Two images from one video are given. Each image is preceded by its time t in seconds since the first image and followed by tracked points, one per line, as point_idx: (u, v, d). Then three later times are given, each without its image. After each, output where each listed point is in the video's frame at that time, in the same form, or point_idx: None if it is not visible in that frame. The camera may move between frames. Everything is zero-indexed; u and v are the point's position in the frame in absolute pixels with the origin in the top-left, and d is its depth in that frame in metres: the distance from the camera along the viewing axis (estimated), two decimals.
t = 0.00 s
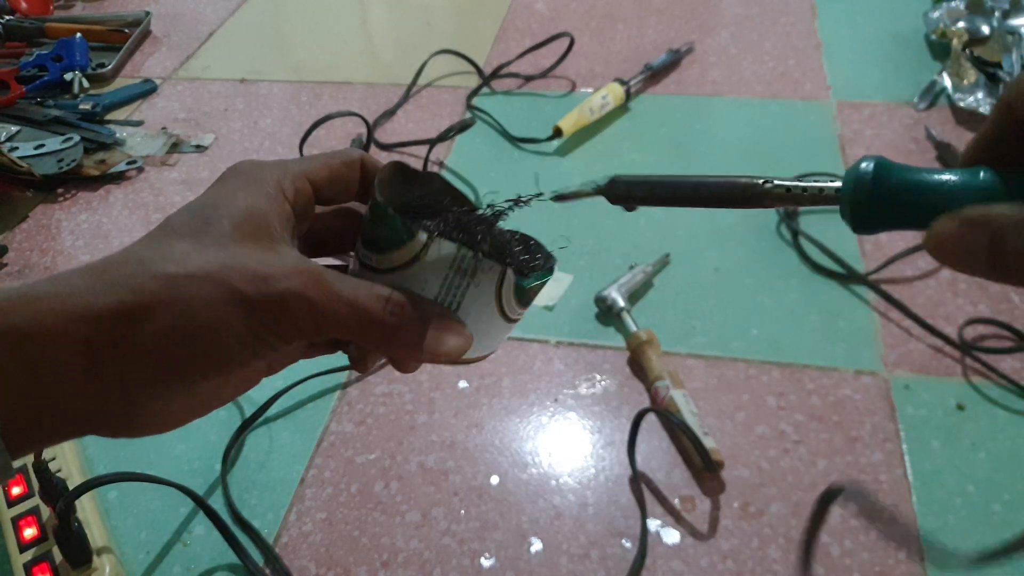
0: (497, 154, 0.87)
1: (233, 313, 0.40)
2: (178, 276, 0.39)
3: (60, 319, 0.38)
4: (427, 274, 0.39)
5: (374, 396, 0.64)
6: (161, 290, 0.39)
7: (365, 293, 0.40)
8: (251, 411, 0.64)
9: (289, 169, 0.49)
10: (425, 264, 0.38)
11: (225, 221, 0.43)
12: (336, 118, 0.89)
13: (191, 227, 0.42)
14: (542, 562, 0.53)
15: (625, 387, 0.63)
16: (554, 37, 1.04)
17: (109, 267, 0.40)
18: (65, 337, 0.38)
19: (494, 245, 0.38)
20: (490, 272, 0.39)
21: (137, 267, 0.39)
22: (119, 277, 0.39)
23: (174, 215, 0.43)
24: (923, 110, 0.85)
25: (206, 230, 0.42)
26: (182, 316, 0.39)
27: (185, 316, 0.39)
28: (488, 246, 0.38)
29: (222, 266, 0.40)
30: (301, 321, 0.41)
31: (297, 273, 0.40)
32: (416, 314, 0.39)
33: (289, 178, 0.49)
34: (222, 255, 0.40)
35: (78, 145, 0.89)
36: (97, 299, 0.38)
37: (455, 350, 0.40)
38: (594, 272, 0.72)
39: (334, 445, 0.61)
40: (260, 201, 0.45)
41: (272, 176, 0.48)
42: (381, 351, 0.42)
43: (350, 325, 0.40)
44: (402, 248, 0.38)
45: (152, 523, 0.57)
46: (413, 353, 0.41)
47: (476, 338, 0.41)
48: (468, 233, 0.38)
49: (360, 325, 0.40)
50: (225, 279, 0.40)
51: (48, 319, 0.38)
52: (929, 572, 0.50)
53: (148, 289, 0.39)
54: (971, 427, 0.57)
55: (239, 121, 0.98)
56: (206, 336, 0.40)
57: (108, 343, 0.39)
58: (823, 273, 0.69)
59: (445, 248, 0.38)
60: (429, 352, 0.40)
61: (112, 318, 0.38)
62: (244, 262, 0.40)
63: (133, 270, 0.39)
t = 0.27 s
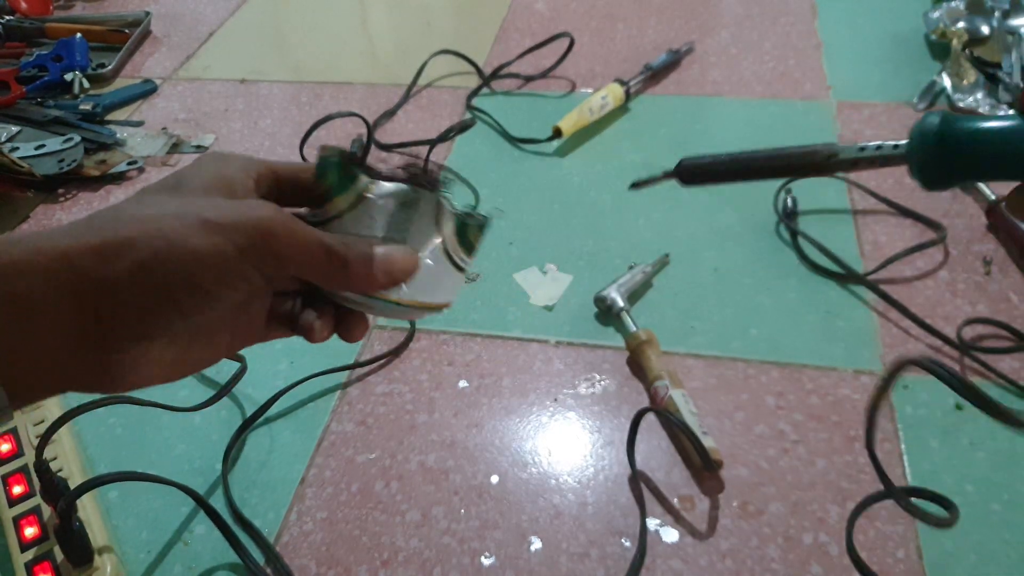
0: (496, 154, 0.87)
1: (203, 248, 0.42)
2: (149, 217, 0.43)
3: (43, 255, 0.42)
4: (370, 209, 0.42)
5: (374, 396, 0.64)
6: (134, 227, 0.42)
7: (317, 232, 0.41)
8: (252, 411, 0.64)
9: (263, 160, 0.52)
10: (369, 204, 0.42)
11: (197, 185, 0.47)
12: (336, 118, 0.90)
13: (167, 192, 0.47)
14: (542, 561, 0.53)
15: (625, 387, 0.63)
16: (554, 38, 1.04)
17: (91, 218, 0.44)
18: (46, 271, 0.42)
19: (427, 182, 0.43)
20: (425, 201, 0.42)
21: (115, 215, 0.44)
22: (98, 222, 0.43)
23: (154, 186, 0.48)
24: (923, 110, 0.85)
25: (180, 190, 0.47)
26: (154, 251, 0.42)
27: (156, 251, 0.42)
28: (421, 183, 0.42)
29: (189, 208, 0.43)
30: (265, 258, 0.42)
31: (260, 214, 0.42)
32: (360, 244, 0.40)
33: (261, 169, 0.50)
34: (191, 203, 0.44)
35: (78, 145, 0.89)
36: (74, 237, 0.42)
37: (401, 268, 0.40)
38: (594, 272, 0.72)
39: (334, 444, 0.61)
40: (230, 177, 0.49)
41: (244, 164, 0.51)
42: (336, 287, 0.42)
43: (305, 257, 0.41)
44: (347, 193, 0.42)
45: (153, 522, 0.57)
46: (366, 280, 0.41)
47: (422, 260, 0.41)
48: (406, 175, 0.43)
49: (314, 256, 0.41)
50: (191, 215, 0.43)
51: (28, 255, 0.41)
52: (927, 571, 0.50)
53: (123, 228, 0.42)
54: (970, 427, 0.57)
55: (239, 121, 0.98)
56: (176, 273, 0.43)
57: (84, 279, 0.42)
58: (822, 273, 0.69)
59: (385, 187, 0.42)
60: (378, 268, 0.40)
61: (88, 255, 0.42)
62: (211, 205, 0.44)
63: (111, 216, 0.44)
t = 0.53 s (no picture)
0: (496, 155, 0.87)
1: (210, 296, 0.39)
2: (160, 253, 0.39)
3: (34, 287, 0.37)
4: (382, 268, 0.42)
5: (375, 395, 0.65)
6: (137, 264, 0.38)
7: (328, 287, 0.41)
8: (253, 410, 0.64)
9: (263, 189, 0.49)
10: (382, 261, 0.42)
11: (203, 219, 0.44)
12: (337, 119, 0.90)
13: (169, 222, 0.43)
14: (542, 560, 0.53)
15: (624, 386, 0.63)
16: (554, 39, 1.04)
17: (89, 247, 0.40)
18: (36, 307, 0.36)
19: (441, 252, 0.44)
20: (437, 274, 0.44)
21: (117, 245, 0.40)
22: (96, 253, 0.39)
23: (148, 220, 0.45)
24: (920, 110, 0.86)
25: (183, 223, 0.43)
26: (158, 296, 0.38)
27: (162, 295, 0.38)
28: (436, 253, 0.43)
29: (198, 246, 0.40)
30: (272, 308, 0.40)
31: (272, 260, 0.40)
32: (370, 300, 0.42)
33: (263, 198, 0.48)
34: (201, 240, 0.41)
35: (81, 146, 0.90)
36: (75, 273, 0.37)
37: (403, 331, 0.43)
38: (593, 272, 0.72)
39: (335, 443, 0.61)
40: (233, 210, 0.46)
41: (244, 193, 0.48)
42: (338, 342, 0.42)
43: (312, 312, 0.41)
44: (363, 244, 0.43)
45: (154, 521, 0.57)
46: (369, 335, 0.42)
47: (423, 328, 0.45)
48: (425, 240, 0.43)
49: (321, 314, 0.41)
50: (202, 258, 0.39)
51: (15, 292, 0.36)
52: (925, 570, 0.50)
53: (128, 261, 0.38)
54: (968, 426, 0.57)
55: (241, 122, 0.99)
56: (185, 317, 0.39)
57: (78, 320, 0.37)
58: (821, 273, 0.70)
59: (402, 245, 0.43)
60: (382, 333, 0.42)
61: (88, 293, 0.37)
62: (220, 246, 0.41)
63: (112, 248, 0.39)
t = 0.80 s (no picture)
0: (496, 154, 0.87)
1: (236, 307, 0.39)
2: (189, 262, 0.39)
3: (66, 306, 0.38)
4: (416, 287, 0.43)
5: (374, 395, 0.64)
6: (168, 275, 0.39)
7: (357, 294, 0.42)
8: (252, 410, 0.64)
9: (289, 177, 0.49)
10: (421, 279, 0.42)
11: (227, 221, 0.44)
12: (337, 118, 0.90)
13: (193, 227, 0.43)
14: (542, 561, 0.53)
15: (625, 386, 0.63)
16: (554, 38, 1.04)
17: (115, 258, 0.40)
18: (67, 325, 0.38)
19: (481, 277, 0.42)
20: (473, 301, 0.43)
21: (142, 258, 0.40)
22: (122, 266, 0.39)
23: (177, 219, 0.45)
24: (921, 111, 0.86)
25: (209, 224, 0.43)
26: (188, 308, 0.39)
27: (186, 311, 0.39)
28: (475, 280, 0.42)
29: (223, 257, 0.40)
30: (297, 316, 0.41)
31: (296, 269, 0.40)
32: (399, 317, 0.43)
33: (287, 187, 0.48)
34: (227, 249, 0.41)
35: (79, 146, 0.90)
36: (110, 282, 0.39)
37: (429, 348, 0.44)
38: (594, 272, 0.72)
39: (334, 444, 0.61)
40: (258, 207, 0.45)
41: (270, 186, 0.47)
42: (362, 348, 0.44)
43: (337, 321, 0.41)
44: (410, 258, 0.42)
45: (153, 522, 0.57)
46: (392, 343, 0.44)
47: (445, 344, 0.45)
48: (467, 260, 0.41)
49: (347, 325, 0.42)
50: (228, 271, 0.39)
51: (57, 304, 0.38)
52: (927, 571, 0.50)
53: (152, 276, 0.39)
54: (969, 427, 0.57)
55: (240, 121, 0.98)
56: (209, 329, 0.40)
57: (112, 329, 0.38)
58: (822, 273, 0.70)
59: (440, 267, 0.42)
60: (404, 350, 0.44)
61: (115, 311, 0.38)
62: (245, 254, 0.41)
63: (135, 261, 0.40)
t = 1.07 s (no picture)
0: (496, 153, 0.87)
1: (234, 299, 0.39)
2: (192, 252, 0.40)
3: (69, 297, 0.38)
4: (423, 287, 0.40)
5: (374, 396, 0.64)
6: (170, 264, 0.39)
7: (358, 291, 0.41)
8: (251, 410, 0.64)
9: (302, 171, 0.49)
10: (425, 279, 0.40)
11: (232, 210, 0.44)
12: (337, 118, 0.89)
13: (199, 217, 0.43)
14: (542, 562, 0.53)
15: (625, 387, 0.63)
16: (554, 37, 1.04)
17: (118, 250, 0.41)
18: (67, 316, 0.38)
19: (487, 283, 0.41)
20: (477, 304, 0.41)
21: (146, 247, 0.40)
22: (124, 257, 0.40)
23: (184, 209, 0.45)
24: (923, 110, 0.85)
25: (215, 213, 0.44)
26: (188, 297, 0.39)
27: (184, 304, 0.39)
28: (481, 284, 0.40)
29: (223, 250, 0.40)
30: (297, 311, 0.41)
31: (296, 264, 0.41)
32: (400, 316, 0.41)
33: (296, 179, 0.48)
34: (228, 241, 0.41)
35: (78, 145, 0.89)
36: (113, 271, 0.39)
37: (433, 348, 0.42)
38: (594, 272, 0.72)
39: (334, 445, 0.61)
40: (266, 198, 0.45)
41: (280, 177, 0.48)
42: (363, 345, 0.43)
43: (336, 318, 0.41)
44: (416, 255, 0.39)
45: (152, 522, 0.57)
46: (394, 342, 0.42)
47: (452, 340, 0.43)
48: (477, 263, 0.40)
49: (346, 321, 0.41)
50: (228, 262, 0.40)
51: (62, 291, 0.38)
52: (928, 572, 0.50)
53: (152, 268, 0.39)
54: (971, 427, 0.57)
55: (239, 121, 0.98)
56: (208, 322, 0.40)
57: (112, 317, 0.38)
58: (824, 273, 0.69)
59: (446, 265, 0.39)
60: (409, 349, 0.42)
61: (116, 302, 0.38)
62: (247, 245, 0.41)
63: (137, 252, 0.40)
